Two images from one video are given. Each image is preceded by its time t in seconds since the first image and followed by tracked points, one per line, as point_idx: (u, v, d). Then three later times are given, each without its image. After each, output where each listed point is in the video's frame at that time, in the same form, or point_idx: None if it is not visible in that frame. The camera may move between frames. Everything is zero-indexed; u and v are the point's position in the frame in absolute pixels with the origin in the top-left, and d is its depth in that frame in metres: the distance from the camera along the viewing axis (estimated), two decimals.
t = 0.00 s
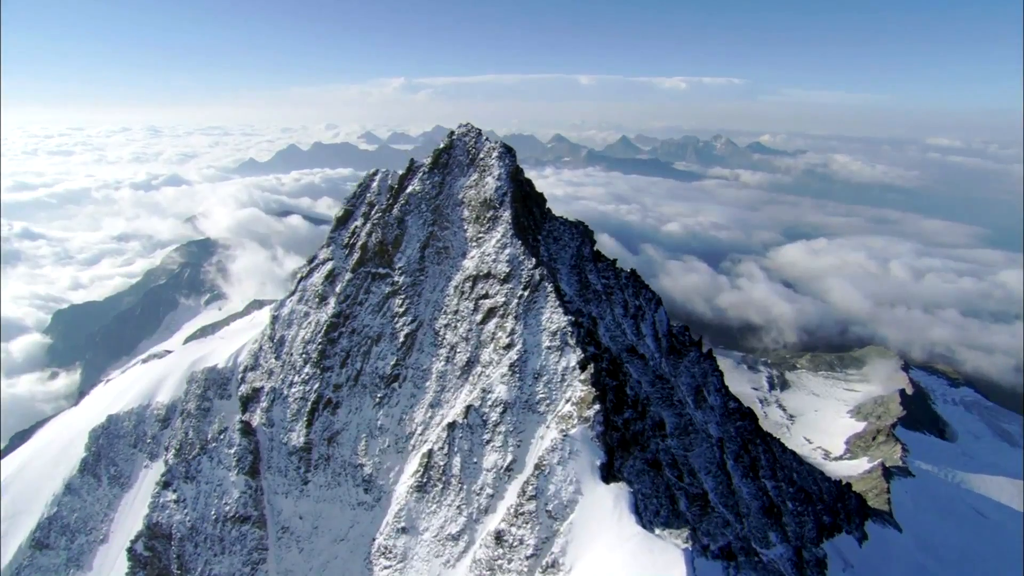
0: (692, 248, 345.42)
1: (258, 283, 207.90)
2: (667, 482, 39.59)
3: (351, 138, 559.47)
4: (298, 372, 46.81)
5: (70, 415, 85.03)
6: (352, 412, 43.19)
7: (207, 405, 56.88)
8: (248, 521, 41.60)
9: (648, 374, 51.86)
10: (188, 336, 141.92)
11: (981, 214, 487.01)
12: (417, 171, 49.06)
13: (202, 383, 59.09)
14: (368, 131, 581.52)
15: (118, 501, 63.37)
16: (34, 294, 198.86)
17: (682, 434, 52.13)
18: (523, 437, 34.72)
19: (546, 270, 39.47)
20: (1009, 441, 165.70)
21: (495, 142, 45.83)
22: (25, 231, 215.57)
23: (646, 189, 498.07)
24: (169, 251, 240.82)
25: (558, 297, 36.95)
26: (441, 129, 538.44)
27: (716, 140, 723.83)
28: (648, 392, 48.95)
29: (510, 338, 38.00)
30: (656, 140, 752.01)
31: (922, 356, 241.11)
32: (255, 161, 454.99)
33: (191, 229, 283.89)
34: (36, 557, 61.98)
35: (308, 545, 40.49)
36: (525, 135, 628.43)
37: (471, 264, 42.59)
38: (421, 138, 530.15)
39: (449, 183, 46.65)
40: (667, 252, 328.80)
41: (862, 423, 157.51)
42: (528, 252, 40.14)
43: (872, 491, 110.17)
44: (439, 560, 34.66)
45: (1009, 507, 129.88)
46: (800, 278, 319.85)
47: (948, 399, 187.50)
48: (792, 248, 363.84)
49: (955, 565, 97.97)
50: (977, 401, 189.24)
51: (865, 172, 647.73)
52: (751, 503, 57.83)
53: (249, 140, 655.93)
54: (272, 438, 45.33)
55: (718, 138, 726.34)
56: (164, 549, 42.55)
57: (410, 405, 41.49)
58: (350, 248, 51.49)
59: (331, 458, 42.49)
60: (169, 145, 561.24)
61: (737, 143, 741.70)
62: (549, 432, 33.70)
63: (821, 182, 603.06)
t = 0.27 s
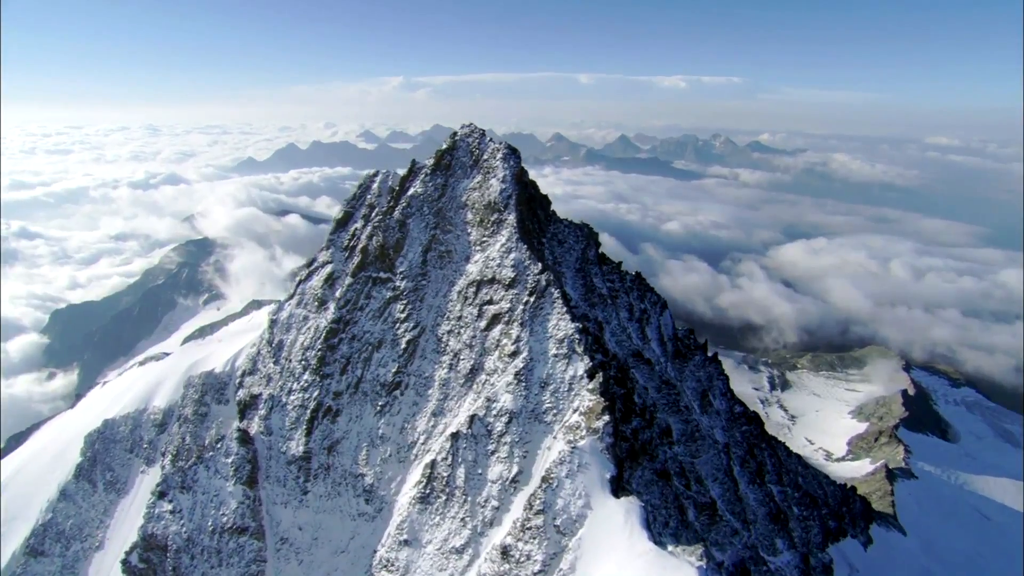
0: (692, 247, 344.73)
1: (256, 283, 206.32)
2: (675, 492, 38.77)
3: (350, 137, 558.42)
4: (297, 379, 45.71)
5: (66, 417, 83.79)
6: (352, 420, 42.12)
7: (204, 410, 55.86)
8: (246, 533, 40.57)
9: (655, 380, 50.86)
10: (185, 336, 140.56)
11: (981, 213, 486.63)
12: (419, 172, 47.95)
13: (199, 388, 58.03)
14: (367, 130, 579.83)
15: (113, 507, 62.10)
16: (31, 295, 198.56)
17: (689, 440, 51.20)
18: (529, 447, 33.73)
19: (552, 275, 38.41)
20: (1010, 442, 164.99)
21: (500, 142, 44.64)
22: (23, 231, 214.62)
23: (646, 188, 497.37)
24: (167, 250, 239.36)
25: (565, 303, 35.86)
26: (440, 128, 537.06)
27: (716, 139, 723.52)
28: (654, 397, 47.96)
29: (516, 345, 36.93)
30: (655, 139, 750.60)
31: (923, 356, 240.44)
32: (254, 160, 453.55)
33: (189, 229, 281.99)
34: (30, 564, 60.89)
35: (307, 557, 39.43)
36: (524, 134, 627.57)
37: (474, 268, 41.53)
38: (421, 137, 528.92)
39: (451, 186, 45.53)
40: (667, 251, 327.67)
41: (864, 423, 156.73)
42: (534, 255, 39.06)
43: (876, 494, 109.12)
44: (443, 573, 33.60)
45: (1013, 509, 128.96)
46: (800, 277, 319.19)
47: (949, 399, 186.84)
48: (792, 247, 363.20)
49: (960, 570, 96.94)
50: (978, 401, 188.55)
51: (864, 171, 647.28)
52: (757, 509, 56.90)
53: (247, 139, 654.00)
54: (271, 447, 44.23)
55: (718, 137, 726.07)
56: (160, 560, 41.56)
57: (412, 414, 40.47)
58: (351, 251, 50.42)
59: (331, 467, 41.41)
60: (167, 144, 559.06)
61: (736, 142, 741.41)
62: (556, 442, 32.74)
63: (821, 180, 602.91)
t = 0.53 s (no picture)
0: (692, 246, 344.04)
1: (255, 283, 204.82)
2: (683, 502, 38.08)
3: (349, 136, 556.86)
4: (296, 385, 44.70)
5: (61, 421, 82.69)
6: (353, 428, 41.23)
7: (202, 415, 54.91)
8: (244, 543, 39.69)
9: (661, 385, 49.96)
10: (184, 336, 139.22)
11: (981, 213, 485.79)
12: (420, 174, 47.00)
13: (197, 392, 57.04)
14: (366, 129, 578.47)
15: (110, 513, 61.08)
16: (30, 294, 196.82)
17: (694, 446, 50.43)
18: (534, 457, 32.88)
19: (558, 280, 37.54)
20: (1012, 442, 164.14)
21: (504, 144, 43.75)
22: (21, 230, 213.79)
23: (645, 187, 496.48)
24: (166, 250, 238.23)
25: (572, 309, 34.97)
26: (440, 127, 535.60)
27: (716, 138, 722.73)
28: (660, 403, 47.11)
29: (521, 352, 36.03)
30: (654, 138, 749.15)
31: (924, 356, 239.62)
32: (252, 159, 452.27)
33: (187, 228, 280.53)
34: (25, 571, 59.95)
35: (306, 568, 38.49)
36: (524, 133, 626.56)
37: (478, 273, 40.67)
38: (420, 136, 527.63)
39: (454, 188, 44.56)
40: (667, 251, 326.61)
41: (865, 424, 155.86)
42: (539, 260, 38.16)
43: (879, 496, 108.04)
44: None
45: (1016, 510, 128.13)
46: (800, 276, 318.48)
47: (951, 399, 185.85)
48: (792, 246, 362.48)
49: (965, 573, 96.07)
50: (980, 401, 187.68)
51: (863, 170, 647.47)
52: (763, 515, 56.07)
53: (246, 138, 652.59)
54: (269, 455, 43.21)
55: (717, 136, 725.25)
56: (156, 571, 40.61)
57: (414, 421, 39.55)
58: (351, 254, 49.51)
59: (331, 476, 40.48)
60: (165, 143, 557.13)
61: (736, 141, 740.32)
62: (562, 452, 31.92)
63: (821, 180, 602.12)
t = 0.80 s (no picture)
0: (691, 245, 343.08)
1: (252, 283, 203.31)
2: (693, 513, 37.21)
3: (347, 135, 555.02)
4: (295, 393, 43.56)
5: (56, 425, 81.50)
6: (353, 437, 40.21)
7: (199, 420, 53.73)
8: (242, 555, 38.61)
9: (667, 391, 49.04)
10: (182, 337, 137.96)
11: (980, 212, 485.61)
12: (422, 175, 45.90)
13: (193, 397, 55.87)
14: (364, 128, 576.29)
15: (105, 520, 59.93)
16: (26, 293, 197.10)
17: (701, 453, 49.55)
18: (542, 469, 31.86)
19: (565, 285, 36.56)
20: (1014, 443, 163.46)
21: (508, 145, 42.74)
22: (18, 229, 212.42)
23: (645, 186, 495.56)
24: (164, 249, 236.72)
25: (579, 316, 34.02)
26: (439, 125, 534.18)
27: (714, 137, 721.50)
28: (667, 409, 46.17)
29: (527, 360, 35.06)
30: (654, 137, 747.88)
31: (924, 356, 239.11)
32: (250, 158, 450.27)
33: (186, 227, 279.19)
34: None
35: None
36: (522, 132, 624.76)
37: (482, 278, 39.67)
38: (418, 134, 525.71)
39: (457, 190, 43.48)
40: (667, 250, 325.80)
41: (867, 424, 155.11)
42: (546, 265, 37.16)
43: (883, 499, 107.03)
44: None
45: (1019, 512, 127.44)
46: (800, 276, 317.74)
47: (952, 400, 185.10)
48: (791, 246, 361.88)
49: None
50: (981, 401, 186.98)
51: (862, 168, 647.23)
52: (770, 522, 55.14)
53: (245, 137, 652.10)
54: (268, 464, 42.12)
55: (716, 135, 724.02)
56: None
57: (417, 430, 38.54)
58: (351, 256, 48.50)
59: (331, 486, 39.43)
60: (164, 141, 555.71)
61: (735, 140, 739.06)
62: (570, 464, 31.02)
63: (820, 179, 601.77)
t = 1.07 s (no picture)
0: (691, 245, 342.20)
1: (251, 283, 201.85)
2: (701, 523, 36.44)
3: (346, 134, 553.41)
4: (295, 400, 42.61)
5: (52, 428, 80.37)
6: (354, 445, 39.34)
7: (196, 426, 52.73)
8: (239, 567, 37.58)
9: (673, 396, 48.22)
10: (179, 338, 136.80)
11: (979, 211, 485.18)
12: (424, 177, 44.96)
13: (191, 402, 54.85)
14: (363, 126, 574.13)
15: (100, 526, 58.79)
16: (23, 295, 196.98)
17: (708, 458, 48.71)
18: (548, 480, 31.08)
19: (571, 290, 35.67)
20: (1015, 443, 162.74)
21: (513, 147, 41.83)
22: (15, 229, 211.28)
23: (644, 185, 494.59)
24: (162, 249, 235.47)
25: (586, 322, 33.17)
26: (438, 124, 532.24)
27: (713, 136, 720.63)
28: (673, 415, 45.33)
29: (533, 368, 34.16)
30: (653, 135, 746.01)
31: (925, 356, 238.49)
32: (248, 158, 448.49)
33: (183, 227, 277.74)
34: None
35: None
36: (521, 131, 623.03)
37: (486, 283, 38.79)
38: (417, 133, 524.09)
39: (460, 193, 42.61)
40: (667, 250, 324.97)
41: (868, 425, 154.38)
42: (551, 269, 36.30)
43: (887, 501, 106.12)
44: None
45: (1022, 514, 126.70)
46: (800, 275, 317.11)
47: (953, 400, 184.43)
48: (791, 245, 361.32)
49: None
50: (982, 401, 186.29)
51: (861, 168, 646.89)
52: (777, 527, 54.30)
53: (244, 136, 650.56)
54: (266, 473, 41.17)
55: (715, 134, 723.27)
56: None
57: (419, 439, 37.69)
58: (351, 259, 47.55)
59: (331, 496, 38.48)
60: (162, 140, 553.70)
61: (734, 139, 738.15)
62: (577, 475, 30.27)
63: (819, 178, 601.40)
